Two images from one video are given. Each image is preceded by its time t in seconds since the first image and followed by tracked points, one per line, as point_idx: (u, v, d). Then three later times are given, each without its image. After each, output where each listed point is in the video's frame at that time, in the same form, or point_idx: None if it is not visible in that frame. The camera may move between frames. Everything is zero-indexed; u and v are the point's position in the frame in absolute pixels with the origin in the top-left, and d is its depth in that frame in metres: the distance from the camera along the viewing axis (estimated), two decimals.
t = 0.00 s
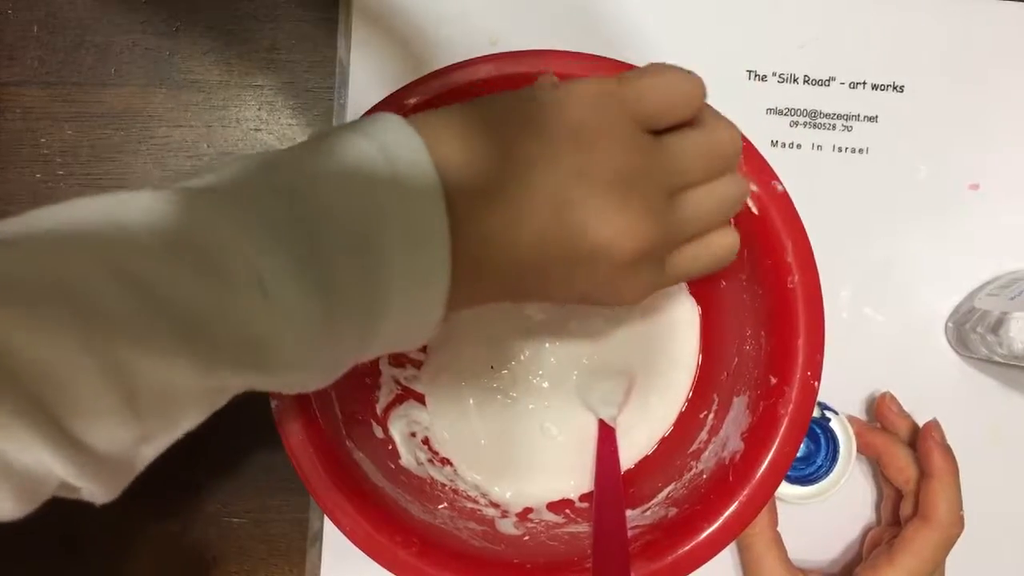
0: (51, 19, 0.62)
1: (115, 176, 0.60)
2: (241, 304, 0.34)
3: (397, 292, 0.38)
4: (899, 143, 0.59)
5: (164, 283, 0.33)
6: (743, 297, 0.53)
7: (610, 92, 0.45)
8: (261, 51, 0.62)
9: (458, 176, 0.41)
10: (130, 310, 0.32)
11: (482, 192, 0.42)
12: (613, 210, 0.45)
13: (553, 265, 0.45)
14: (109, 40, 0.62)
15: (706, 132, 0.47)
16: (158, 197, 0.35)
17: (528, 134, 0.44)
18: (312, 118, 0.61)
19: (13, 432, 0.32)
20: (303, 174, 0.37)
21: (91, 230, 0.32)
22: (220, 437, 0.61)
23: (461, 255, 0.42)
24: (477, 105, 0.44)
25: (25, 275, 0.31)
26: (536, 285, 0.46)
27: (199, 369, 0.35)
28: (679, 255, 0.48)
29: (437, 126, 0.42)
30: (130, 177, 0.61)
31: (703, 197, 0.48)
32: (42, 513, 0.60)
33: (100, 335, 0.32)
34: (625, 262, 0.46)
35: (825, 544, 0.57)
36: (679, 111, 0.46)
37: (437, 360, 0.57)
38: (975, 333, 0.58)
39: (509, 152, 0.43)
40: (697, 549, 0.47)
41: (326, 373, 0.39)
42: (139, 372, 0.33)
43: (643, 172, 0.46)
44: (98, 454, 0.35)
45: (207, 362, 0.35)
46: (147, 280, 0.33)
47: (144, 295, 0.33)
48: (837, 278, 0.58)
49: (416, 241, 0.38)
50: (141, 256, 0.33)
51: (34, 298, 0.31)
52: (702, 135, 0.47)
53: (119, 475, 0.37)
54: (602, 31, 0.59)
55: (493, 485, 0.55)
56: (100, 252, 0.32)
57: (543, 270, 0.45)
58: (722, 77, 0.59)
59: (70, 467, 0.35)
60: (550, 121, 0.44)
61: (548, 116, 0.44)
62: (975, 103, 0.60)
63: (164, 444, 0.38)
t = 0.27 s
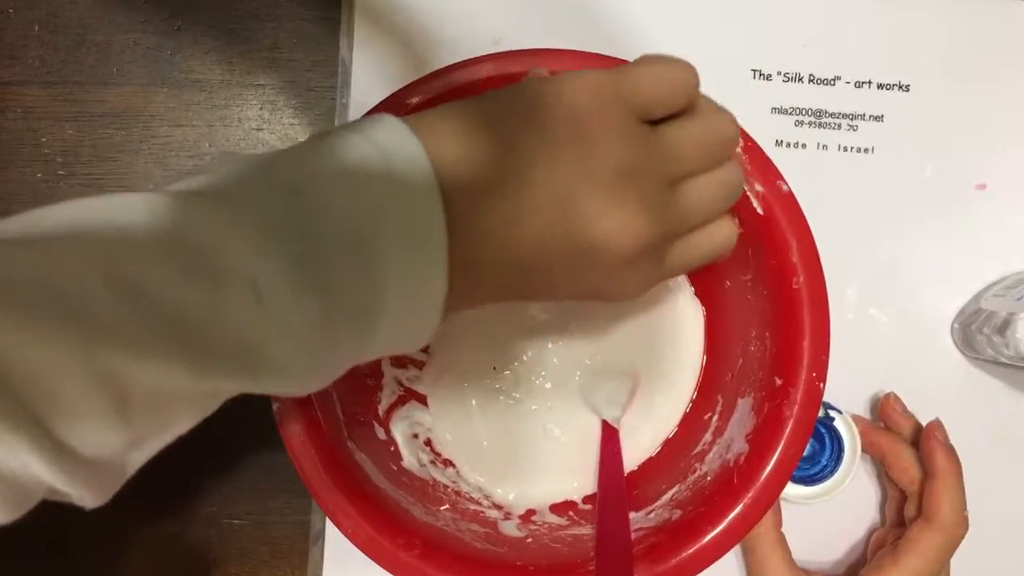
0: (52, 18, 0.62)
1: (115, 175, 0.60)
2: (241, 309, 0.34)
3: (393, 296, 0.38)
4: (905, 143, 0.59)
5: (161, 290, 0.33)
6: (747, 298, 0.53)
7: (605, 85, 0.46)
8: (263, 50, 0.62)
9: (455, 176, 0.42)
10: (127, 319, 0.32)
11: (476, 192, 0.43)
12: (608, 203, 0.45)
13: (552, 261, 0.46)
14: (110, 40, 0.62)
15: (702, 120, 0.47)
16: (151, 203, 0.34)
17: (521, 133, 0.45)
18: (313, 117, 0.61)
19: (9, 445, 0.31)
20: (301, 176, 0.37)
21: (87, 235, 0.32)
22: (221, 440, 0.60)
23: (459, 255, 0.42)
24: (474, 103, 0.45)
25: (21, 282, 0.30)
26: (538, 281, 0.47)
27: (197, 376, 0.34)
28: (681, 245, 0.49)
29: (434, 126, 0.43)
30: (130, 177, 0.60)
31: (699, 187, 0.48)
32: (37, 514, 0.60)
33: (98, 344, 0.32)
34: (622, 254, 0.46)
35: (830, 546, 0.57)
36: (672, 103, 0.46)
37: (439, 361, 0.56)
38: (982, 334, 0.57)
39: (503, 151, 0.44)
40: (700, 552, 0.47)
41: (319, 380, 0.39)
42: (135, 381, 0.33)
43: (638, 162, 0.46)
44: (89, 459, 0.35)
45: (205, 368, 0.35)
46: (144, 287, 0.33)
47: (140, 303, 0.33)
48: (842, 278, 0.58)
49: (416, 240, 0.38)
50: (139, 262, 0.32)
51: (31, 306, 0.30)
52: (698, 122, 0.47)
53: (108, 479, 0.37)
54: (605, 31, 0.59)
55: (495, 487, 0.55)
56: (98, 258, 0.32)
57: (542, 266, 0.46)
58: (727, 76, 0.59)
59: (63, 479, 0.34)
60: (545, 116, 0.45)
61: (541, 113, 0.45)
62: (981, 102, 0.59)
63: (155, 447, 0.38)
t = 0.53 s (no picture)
0: (51, 16, 0.62)
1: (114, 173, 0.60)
2: (243, 287, 0.34)
3: (394, 274, 0.38)
4: (905, 139, 0.59)
5: (163, 269, 0.33)
6: (748, 294, 0.53)
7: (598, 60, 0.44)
8: (262, 48, 0.62)
9: (454, 166, 0.41)
10: (129, 297, 0.32)
11: (473, 180, 0.42)
12: (610, 185, 0.43)
13: (558, 247, 0.44)
14: (109, 38, 0.62)
15: (705, 93, 0.46)
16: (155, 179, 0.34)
17: (516, 117, 0.43)
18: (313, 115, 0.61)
19: (7, 420, 0.32)
20: (299, 154, 0.36)
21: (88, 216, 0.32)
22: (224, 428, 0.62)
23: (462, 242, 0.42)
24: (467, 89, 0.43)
25: (19, 261, 0.30)
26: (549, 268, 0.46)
27: (199, 355, 0.34)
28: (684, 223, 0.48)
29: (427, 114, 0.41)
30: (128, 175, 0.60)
31: (703, 163, 0.46)
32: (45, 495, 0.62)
33: (97, 322, 0.32)
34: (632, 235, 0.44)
35: (830, 541, 0.57)
36: (674, 75, 0.45)
37: (439, 358, 0.56)
38: (983, 329, 0.57)
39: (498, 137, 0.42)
40: (702, 549, 0.47)
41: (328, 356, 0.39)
42: (135, 360, 0.33)
43: (639, 140, 0.44)
44: (88, 436, 0.35)
45: (207, 347, 0.34)
46: (145, 266, 0.32)
47: (142, 281, 0.32)
48: (841, 274, 0.58)
49: (417, 218, 0.37)
50: (140, 241, 0.32)
51: (30, 282, 0.30)
52: (697, 96, 0.46)
53: (109, 457, 0.37)
54: (605, 27, 0.59)
55: (495, 485, 0.55)
56: (97, 237, 0.32)
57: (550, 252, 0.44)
58: (727, 72, 0.59)
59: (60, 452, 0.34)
60: (544, 93, 0.43)
61: (535, 95, 0.43)
62: (982, 98, 0.59)
63: (158, 427, 0.38)
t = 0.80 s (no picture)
0: (50, 15, 0.62)
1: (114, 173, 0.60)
2: (269, 275, 0.34)
3: (416, 270, 0.38)
4: (904, 135, 0.59)
5: (188, 253, 0.32)
6: (748, 291, 0.53)
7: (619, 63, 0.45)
8: (262, 47, 0.62)
9: (476, 165, 0.42)
10: (155, 279, 0.31)
11: (495, 174, 0.42)
12: (627, 184, 0.44)
13: (575, 245, 0.44)
14: (109, 37, 0.62)
15: (718, 99, 0.47)
16: (179, 168, 0.34)
17: (538, 115, 0.44)
18: (313, 113, 0.61)
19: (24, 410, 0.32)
20: (324, 149, 0.37)
21: (114, 200, 0.32)
22: (227, 426, 0.62)
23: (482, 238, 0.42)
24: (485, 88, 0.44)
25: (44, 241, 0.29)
26: (561, 266, 0.46)
27: (221, 343, 0.33)
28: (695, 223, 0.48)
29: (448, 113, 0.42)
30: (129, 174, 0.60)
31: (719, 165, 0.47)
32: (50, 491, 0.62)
33: (123, 304, 0.31)
34: (645, 234, 0.45)
35: (830, 536, 0.57)
36: (689, 81, 0.47)
37: (439, 355, 0.56)
38: (982, 325, 0.57)
39: (519, 133, 0.43)
40: (704, 545, 0.47)
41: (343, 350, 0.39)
42: (159, 343, 0.33)
43: (655, 141, 0.45)
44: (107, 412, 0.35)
45: (230, 334, 0.34)
46: (171, 250, 0.32)
47: (169, 264, 0.32)
48: (841, 271, 0.58)
49: (440, 213, 0.38)
50: (167, 225, 0.32)
51: (57, 260, 0.29)
52: (710, 101, 0.47)
53: (126, 434, 0.37)
54: (605, 24, 0.59)
55: (497, 482, 0.55)
56: (120, 223, 0.31)
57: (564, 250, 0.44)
58: (726, 69, 0.59)
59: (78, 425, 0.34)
60: (566, 94, 0.44)
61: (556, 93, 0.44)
62: (981, 94, 0.59)
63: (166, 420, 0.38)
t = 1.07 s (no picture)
0: (60, 12, 0.62)
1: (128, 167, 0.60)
2: (293, 267, 0.35)
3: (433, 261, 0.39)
4: (916, 114, 0.59)
5: (216, 243, 0.34)
6: (763, 273, 0.53)
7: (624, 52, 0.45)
8: (271, 39, 0.62)
9: (491, 154, 0.42)
10: (181, 269, 0.33)
11: (509, 162, 0.42)
12: (634, 172, 0.45)
13: (587, 234, 0.45)
14: (120, 32, 0.62)
15: (726, 83, 0.47)
16: (202, 159, 0.35)
17: (549, 104, 0.44)
18: (323, 105, 0.61)
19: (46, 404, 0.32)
20: (342, 141, 0.38)
21: (141, 191, 0.33)
22: (242, 418, 0.62)
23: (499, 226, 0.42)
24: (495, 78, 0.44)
25: (73, 233, 0.31)
26: (573, 254, 0.46)
27: (247, 330, 0.35)
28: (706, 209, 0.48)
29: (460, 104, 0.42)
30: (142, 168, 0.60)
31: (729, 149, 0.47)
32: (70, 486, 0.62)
33: (155, 294, 0.32)
34: (654, 221, 0.46)
35: (849, 516, 0.57)
36: (695, 68, 0.47)
37: (453, 345, 0.56)
38: (997, 303, 0.57)
39: (532, 122, 0.43)
40: (722, 526, 0.47)
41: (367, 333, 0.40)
42: (188, 332, 0.33)
43: (663, 128, 0.45)
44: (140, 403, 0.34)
45: (257, 322, 0.35)
46: (202, 241, 0.33)
47: (198, 256, 0.33)
48: (853, 252, 0.58)
49: (456, 208, 0.39)
50: (196, 216, 0.33)
51: (88, 252, 0.30)
52: (717, 86, 0.47)
53: (157, 426, 0.36)
54: (614, 8, 0.59)
55: (514, 468, 0.55)
56: (143, 214, 0.32)
57: (575, 238, 0.45)
58: (737, 51, 0.59)
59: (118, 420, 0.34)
60: (572, 85, 0.44)
61: (566, 83, 0.44)
62: (992, 70, 0.59)
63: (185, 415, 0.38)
